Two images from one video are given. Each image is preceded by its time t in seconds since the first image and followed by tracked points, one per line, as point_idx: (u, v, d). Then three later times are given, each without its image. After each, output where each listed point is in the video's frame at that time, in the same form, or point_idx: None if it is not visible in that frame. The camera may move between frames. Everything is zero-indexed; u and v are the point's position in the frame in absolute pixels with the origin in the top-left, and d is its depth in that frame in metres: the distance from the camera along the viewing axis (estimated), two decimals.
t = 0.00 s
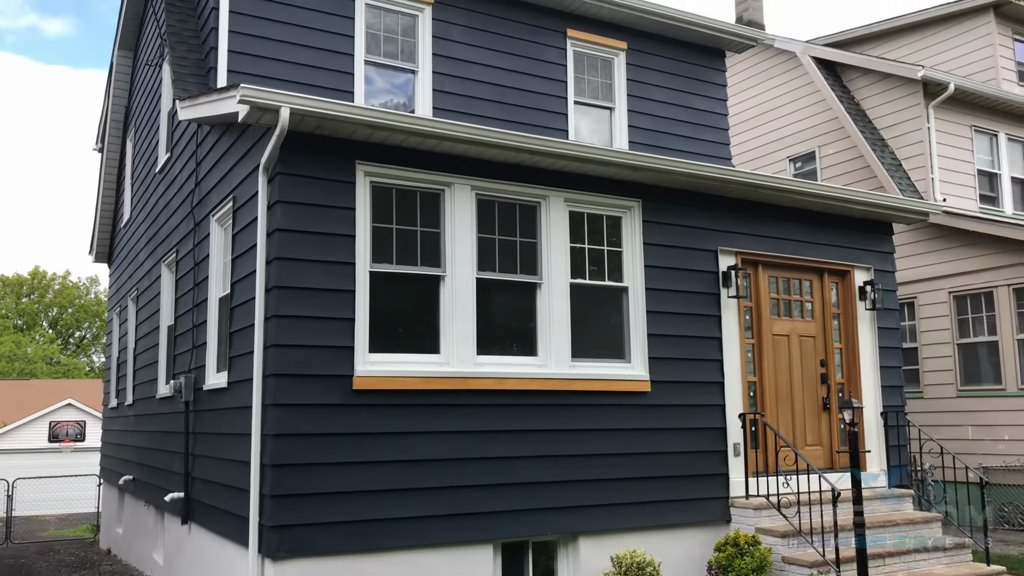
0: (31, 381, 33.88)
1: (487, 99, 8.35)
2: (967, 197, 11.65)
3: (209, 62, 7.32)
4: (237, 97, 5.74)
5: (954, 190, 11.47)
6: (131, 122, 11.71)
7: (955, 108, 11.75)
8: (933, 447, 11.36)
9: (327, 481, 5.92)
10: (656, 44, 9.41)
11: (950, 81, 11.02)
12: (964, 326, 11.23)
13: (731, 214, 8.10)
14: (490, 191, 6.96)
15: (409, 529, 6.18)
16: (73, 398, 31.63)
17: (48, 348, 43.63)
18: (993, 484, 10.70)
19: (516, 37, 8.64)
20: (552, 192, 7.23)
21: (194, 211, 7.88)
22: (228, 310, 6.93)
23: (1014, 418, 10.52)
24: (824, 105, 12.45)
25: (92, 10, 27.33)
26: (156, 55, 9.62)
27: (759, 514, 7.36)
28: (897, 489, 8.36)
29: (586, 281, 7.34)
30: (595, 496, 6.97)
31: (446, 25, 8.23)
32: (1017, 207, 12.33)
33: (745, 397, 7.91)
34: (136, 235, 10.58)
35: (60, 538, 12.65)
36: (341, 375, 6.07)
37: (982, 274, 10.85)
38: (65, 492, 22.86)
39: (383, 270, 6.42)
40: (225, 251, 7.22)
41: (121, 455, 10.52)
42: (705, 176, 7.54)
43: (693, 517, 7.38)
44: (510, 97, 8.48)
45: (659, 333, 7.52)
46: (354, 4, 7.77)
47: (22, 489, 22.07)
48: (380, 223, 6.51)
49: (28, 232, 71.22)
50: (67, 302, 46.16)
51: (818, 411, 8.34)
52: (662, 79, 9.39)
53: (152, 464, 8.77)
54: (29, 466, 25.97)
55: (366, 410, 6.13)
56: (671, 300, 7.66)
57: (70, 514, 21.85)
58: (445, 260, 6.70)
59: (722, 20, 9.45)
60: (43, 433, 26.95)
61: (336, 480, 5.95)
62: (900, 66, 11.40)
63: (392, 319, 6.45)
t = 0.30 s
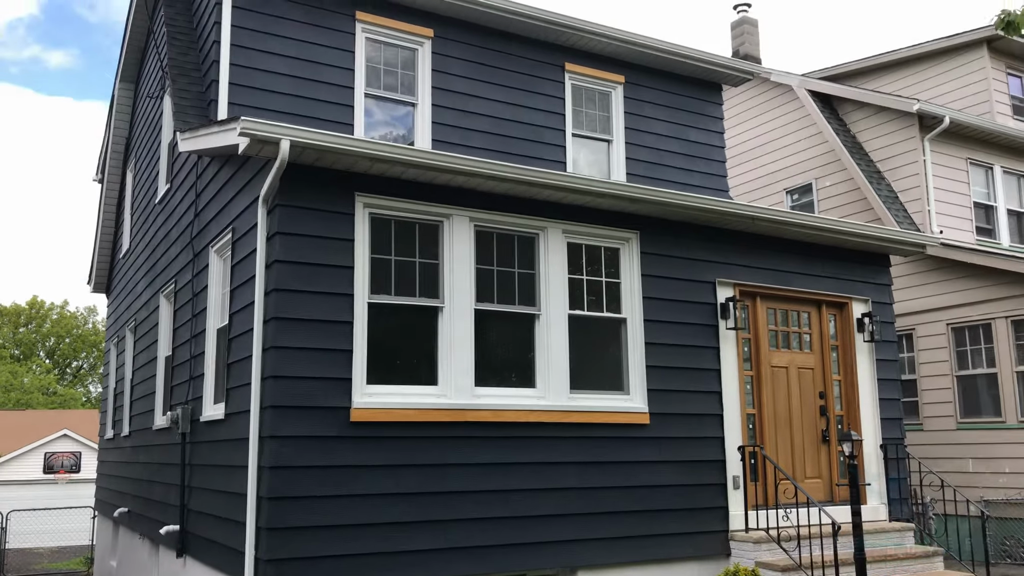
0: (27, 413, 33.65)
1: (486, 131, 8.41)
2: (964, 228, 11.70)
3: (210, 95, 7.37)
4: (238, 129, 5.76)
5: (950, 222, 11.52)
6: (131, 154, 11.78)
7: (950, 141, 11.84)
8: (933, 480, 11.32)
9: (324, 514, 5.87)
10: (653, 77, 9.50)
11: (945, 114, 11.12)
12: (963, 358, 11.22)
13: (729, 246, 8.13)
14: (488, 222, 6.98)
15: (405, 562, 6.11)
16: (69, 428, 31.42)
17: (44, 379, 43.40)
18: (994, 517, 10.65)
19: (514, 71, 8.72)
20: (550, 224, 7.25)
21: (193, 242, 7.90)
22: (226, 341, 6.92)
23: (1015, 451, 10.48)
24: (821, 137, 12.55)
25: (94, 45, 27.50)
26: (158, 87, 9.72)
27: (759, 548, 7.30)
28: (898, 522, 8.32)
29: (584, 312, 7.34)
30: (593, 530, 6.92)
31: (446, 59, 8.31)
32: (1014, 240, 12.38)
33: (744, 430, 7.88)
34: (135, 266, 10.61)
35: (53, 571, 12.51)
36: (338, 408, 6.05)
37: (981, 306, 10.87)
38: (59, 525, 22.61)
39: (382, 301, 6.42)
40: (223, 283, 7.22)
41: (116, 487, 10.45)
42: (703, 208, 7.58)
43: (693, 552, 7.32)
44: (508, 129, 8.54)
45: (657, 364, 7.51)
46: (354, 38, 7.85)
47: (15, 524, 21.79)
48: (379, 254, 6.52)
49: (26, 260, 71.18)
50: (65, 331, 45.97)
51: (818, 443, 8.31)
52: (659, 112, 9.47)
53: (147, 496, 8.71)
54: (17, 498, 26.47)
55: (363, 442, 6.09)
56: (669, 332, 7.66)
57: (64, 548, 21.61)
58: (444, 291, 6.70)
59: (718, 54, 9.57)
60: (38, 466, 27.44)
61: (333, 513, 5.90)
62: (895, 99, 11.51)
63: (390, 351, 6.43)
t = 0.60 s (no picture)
0: (26, 443, 33.31)
1: (487, 160, 8.45)
2: (965, 257, 11.71)
3: (214, 124, 7.42)
4: (241, 159, 5.76)
5: (952, 250, 11.53)
6: (134, 184, 11.84)
7: (950, 170, 11.88)
8: (938, 510, 11.24)
9: (324, 545, 5.81)
10: (654, 107, 9.57)
11: (944, 143, 11.17)
12: (967, 387, 11.18)
13: (731, 275, 8.14)
14: (490, 251, 6.99)
15: None
16: (68, 458, 31.09)
17: (45, 408, 43.00)
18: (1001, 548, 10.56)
19: (516, 101, 8.79)
20: (552, 252, 7.26)
21: (195, 270, 7.91)
22: (227, 371, 6.91)
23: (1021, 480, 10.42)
24: (821, 165, 12.61)
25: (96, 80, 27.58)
26: (162, 118, 9.79)
27: None
28: (904, 553, 8.25)
29: (586, 341, 7.33)
30: (596, 562, 6.85)
31: (448, 89, 8.37)
32: (1016, 268, 12.39)
33: (748, 460, 7.83)
34: (137, 295, 10.62)
35: None
36: (339, 438, 6.01)
37: (984, 334, 10.85)
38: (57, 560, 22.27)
39: (384, 330, 6.41)
40: (225, 312, 7.23)
41: (116, 517, 10.37)
42: (705, 237, 7.58)
43: None
44: (510, 159, 8.59)
45: (660, 394, 7.48)
46: (357, 69, 7.92)
47: (13, 560, 21.39)
48: (381, 283, 6.52)
49: (28, 286, 70.99)
50: (67, 359, 45.43)
51: (821, 473, 8.25)
52: (660, 141, 9.53)
53: (147, 527, 8.64)
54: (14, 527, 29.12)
55: (365, 472, 6.05)
56: (671, 361, 7.64)
57: None
58: (446, 320, 6.69)
59: (718, 85, 9.65)
60: (37, 493, 29.74)
61: (333, 544, 5.84)
62: (895, 128, 11.57)
63: (392, 381, 6.41)
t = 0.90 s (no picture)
0: (28, 470, 32.88)
1: (489, 186, 8.49)
2: (968, 282, 11.72)
3: (218, 152, 7.46)
4: (245, 187, 5.78)
5: (954, 275, 11.53)
6: (138, 210, 11.88)
7: (952, 196, 11.90)
8: (943, 538, 11.16)
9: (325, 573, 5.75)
10: (654, 134, 9.62)
11: (945, 169, 11.20)
12: (971, 413, 11.14)
13: (733, 300, 8.14)
14: (492, 277, 6.99)
15: None
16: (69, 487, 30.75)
17: (45, 434, 42.45)
18: None
19: (518, 128, 8.84)
20: (553, 279, 7.26)
21: (198, 296, 7.93)
22: (229, 398, 6.90)
23: None
24: (822, 190, 12.65)
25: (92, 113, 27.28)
26: (166, 145, 9.86)
27: None
28: None
29: (588, 367, 7.31)
30: None
31: (450, 116, 8.43)
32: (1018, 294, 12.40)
33: (751, 487, 7.79)
34: (140, 321, 10.63)
35: None
36: (341, 464, 5.97)
37: (987, 360, 10.83)
38: None
39: (386, 356, 6.40)
40: (227, 339, 7.23)
41: (116, 545, 10.31)
42: (707, 263, 7.59)
43: None
44: (512, 185, 8.63)
45: (662, 420, 7.46)
46: (361, 97, 7.98)
47: None
48: (383, 309, 6.52)
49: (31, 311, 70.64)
50: (67, 386, 44.78)
51: (825, 501, 8.20)
52: (662, 168, 9.57)
53: (147, 554, 8.59)
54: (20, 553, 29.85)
55: (366, 500, 6.00)
56: (674, 387, 7.62)
57: None
58: (448, 346, 6.68)
59: (719, 111, 9.71)
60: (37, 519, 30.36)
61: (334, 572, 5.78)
62: (895, 154, 11.61)
63: (394, 407, 6.38)
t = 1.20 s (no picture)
0: (25, 496, 32.40)
1: (488, 211, 8.52)
2: (967, 305, 11.74)
3: (218, 177, 7.49)
4: (245, 212, 5.77)
5: (953, 299, 11.56)
6: (138, 235, 11.89)
7: (949, 221, 11.95)
8: (946, 563, 11.09)
9: None
10: (652, 159, 9.68)
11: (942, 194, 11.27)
12: (972, 437, 11.12)
13: (732, 325, 8.15)
14: (491, 301, 6.99)
15: None
16: (66, 514, 30.40)
17: (43, 459, 41.88)
18: None
19: (517, 153, 8.89)
20: (553, 303, 7.27)
21: (197, 321, 7.93)
22: (227, 423, 6.88)
23: None
24: (820, 214, 12.70)
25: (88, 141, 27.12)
26: (167, 170, 9.91)
27: None
28: None
29: (587, 391, 7.30)
30: None
31: (449, 141, 8.47)
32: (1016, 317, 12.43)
33: (752, 513, 7.75)
34: (139, 345, 10.63)
35: None
36: (340, 490, 5.92)
37: (987, 384, 10.82)
38: None
39: (385, 381, 6.38)
40: (226, 364, 7.22)
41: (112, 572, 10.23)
42: (707, 287, 7.59)
43: None
44: (511, 209, 8.66)
45: (663, 444, 7.43)
46: (360, 122, 8.02)
47: None
48: (383, 334, 6.51)
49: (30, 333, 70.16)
50: (65, 411, 44.24)
51: (827, 526, 8.15)
52: (660, 192, 9.62)
53: None
54: None
55: (365, 526, 5.96)
56: (674, 411, 7.61)
57: None
58: (447, 370, 6.67)
59: (716, 137, 9.78)
60: (34, 544, 30.14)
61: None
62: (893, 178, 11.67)
63: (392, 432, 6.35)
